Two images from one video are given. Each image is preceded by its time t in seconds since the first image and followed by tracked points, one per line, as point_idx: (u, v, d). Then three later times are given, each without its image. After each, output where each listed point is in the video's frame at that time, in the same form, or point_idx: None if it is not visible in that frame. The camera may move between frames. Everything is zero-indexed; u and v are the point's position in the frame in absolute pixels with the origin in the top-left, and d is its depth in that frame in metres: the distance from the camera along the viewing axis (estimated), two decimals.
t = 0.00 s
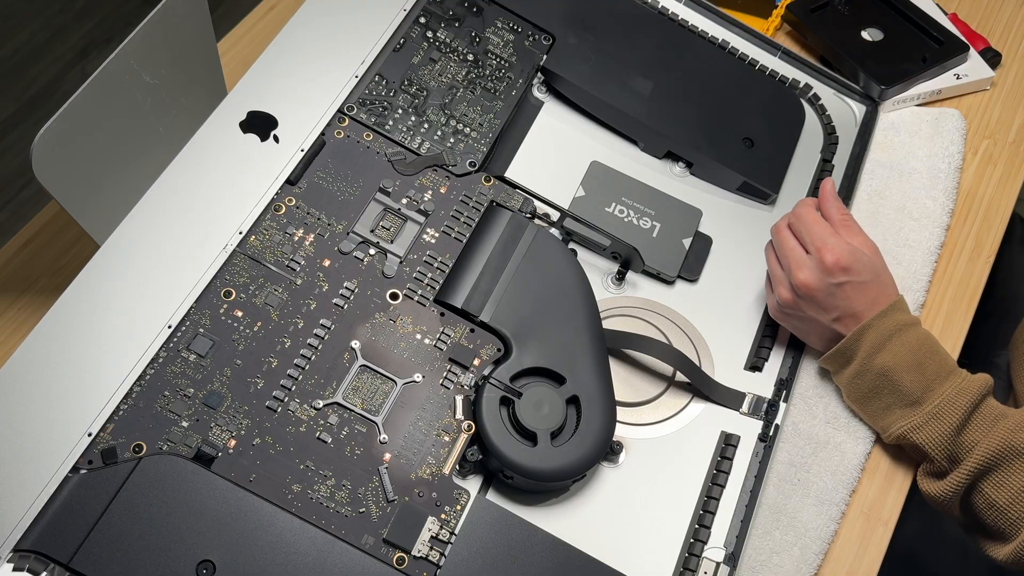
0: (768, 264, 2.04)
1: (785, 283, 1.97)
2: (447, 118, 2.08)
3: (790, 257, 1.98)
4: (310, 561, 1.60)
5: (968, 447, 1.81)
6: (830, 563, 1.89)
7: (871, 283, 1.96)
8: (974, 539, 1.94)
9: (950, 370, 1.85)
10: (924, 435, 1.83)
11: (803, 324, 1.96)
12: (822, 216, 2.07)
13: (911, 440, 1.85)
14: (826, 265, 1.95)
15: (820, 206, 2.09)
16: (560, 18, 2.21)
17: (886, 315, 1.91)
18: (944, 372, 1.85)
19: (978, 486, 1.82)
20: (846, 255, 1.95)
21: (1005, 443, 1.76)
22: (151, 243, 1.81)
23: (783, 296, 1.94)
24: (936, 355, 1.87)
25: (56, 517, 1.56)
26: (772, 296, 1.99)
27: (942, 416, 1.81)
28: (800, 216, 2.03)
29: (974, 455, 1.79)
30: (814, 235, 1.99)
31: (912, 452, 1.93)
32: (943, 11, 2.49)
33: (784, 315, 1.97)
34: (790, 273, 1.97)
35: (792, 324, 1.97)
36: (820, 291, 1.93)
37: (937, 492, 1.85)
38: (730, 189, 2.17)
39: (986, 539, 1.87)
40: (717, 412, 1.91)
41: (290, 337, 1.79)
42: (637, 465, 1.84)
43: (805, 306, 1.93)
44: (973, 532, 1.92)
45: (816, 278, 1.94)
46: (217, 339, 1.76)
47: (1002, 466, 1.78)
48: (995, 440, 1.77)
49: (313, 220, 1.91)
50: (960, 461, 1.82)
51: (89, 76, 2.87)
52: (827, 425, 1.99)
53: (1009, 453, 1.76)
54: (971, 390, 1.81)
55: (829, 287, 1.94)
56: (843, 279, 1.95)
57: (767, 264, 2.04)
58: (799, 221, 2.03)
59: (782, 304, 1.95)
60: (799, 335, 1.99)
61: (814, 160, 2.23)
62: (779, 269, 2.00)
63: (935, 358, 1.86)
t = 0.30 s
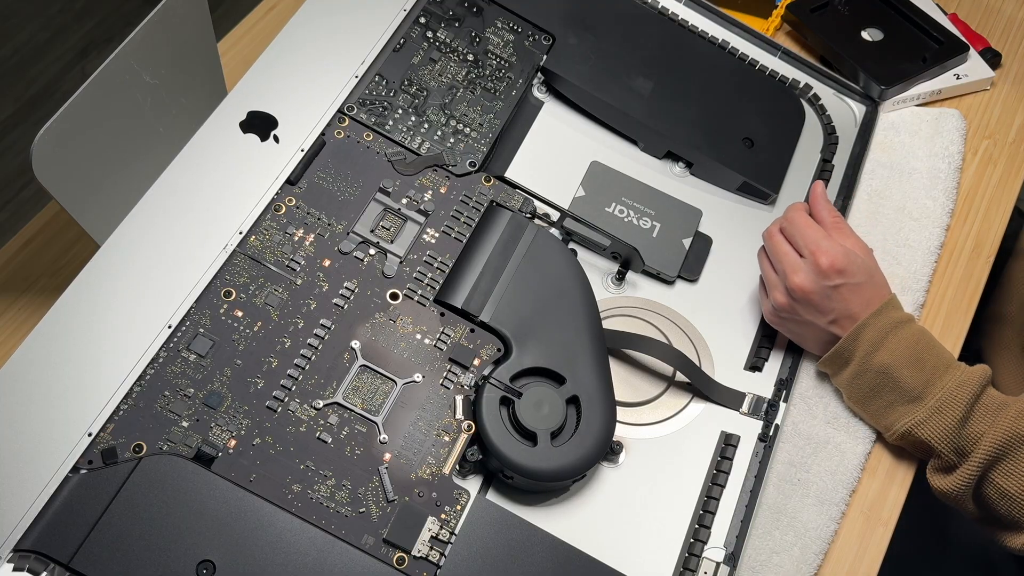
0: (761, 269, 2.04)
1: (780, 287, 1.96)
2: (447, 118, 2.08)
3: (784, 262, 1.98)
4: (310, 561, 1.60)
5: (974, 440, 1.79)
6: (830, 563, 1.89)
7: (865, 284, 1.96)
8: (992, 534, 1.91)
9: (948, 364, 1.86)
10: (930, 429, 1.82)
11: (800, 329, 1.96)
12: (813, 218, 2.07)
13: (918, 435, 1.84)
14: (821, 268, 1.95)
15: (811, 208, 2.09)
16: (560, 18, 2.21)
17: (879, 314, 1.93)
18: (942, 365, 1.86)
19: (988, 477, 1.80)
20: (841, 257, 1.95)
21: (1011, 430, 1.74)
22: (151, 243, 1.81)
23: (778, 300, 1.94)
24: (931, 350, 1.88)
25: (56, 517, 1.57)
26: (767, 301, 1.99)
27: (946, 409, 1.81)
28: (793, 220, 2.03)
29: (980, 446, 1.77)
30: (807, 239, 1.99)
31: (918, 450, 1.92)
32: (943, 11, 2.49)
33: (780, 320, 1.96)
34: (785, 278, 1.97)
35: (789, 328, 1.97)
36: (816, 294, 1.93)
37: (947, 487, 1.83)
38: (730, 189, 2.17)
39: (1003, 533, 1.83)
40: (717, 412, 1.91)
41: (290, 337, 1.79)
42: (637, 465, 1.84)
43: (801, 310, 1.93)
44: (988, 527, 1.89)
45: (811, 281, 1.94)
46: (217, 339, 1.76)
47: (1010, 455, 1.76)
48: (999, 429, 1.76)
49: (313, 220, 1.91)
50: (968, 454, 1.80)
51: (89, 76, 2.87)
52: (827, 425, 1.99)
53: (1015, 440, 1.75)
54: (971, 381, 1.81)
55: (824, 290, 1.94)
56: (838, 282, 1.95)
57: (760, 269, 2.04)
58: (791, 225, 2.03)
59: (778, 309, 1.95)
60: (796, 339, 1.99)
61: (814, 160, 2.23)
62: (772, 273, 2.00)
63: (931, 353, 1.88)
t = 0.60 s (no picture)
0: (765, 265, 2.04)
1: (783, 284, 1.96)
2: (447, 118, 2.08)
3: (788, 258, 1.98)
4: (310, 561, 1.60)
5: (966, 446, 1.81)
6: (830, 563, 1.89)
7: (869, 282, 1.96)
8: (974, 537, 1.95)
9: (950, 369, 1.86)
10: (926, 434, 1.83)
11: (802, 325, 1.96)
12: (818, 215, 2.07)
13: (914, 439, 1.85)
14: (825, 265, 1.95)
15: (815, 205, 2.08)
16: (560, 18, 2.21)
17: (883, 316, 1.92)
18: (944, 371, 1.86)
19: (977, 485, 1.82)
20: (845, 255, 1.95)
21: (1003, 443, 1.76)
22: (151, 243, 1.81)
23: (781, 297, 1.94)
24: (935, 354, 1.88)
25: (55, 517, 1.57)
26: (769, 297, 1.99)
27: (944, 415, 1.81)
28: (797, 216, 2.02)
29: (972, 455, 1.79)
30: (811, 236, 1.99)
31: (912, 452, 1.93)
32: (943, 11, 2.49)
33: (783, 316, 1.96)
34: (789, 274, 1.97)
35: (790, 324, 1.97)
36: (820, 292, 1.93)
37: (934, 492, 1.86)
38: (731, 189, 2.17)
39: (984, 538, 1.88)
40: (717, 412, 1.91)
41: (290, 337, 1.79)
42: (637, 465, 1.84)
43: (804, 307, 1.93)
44: (972, 531, 1.93)
45: (815, 279, 1.94)
46: (217, 339, 1.76)
47: (1000, 465, 1.78)
48: (992, 440, 1.77)
49: (313, 220, 1.91)
50: (960, 460, 1.82)
51: (89, 76, 2.87)
52: (827, 425, 1.99)
53: (1007, 452, 1.76)
54: (970, 389, 1.81)
55: (828, 287, 1.94)
56: (842, 279, 1.95)
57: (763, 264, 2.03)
58: (795, 221, 2.03)
59: (781, 305, 1.95)
60: (798, 336, 1.99)
61: (814, 160, 2.23)
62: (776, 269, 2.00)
63: (935, 356, 1.88)
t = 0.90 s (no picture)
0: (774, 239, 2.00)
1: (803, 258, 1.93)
2: (447, 118, 2.08)
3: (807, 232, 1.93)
4: (310, 561, 1.60)
5: (972, 445, 1.79)
6: (830, 563, 1.89)
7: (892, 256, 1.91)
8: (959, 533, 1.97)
9: (972, 368, 1.82)
10: (933, 429, 1.82)
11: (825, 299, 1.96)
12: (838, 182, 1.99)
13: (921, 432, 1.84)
14: (847, 241, 1.90)
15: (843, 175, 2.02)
16: (560, 18, 2.21)
17: (917, 303, 1.87)
18: (966, 369, 1.82)
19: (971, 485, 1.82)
20: (867, 229, 1.90)
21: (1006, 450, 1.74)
22: (151, 243, 1.81)
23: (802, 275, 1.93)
24: (960, 351, 1.83)
25: (55, 517, 1.56)
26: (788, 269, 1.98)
27: (955, 414, 1.79)
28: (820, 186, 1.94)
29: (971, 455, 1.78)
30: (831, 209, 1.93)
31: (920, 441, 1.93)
32: (943, 11, 2.49)
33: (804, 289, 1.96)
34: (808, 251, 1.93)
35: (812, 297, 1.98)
36: (841, 269, 1.90)
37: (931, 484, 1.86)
38: (731, 189, 2.17)
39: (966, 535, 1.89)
40: (717, 412, 1.91)
41: (290, 337, 1.79)
42: (637, 465, 1.84)
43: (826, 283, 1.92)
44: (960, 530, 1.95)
45: (836, 255, 1.90)
46: (217, 339, 1.76)
47: (999, 469, 1.76)
48: (994, 444, 1.75)
49: (313, 220, 1.91)
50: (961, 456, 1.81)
51: (89, 76, 2.87)
52: (827, 425, 1.99)
53: (1010, 458, 1.74)
54: (989, 392, 1.77)
55: (850, 264, 1.90)
56: (866, 254, 1.90)
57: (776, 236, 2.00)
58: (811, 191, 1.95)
59: (803, 281, 1.94)
60: (820, 307, 2.00)
61: (814, 160, 2.22)
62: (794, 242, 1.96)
63: (959, 353, 1.83)
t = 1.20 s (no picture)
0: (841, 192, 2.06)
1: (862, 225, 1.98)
2: (447, 118, 2.08)
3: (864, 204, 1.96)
4: (310, 561, 1.60)
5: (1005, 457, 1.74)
6: (830, 563, 1.86)
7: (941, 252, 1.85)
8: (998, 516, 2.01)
9: (1013, 384, 1.73)
10: (962, 435, 1.79)
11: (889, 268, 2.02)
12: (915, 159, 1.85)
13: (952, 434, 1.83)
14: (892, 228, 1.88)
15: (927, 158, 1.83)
16: (560, 18, 2.21)
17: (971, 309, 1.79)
18: (1008, 384, 1.73)
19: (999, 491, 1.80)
20: (914, 222, 1.85)
21: None
22: (151, 243, 1.81)
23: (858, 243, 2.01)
24: (1003, 364, 1.73)
25: (55, 517, 1.56)
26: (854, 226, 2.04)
27: (984, 427, 1.75)
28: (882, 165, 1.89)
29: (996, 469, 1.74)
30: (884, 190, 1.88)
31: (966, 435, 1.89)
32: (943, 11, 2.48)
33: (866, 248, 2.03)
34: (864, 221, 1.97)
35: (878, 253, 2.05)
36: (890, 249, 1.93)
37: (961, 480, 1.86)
38: (731, 189, 2.17)
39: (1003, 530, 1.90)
40: (717, 412, 1.91)
41: (290, 337, 1.79)
42: (637, 465, 1.84)
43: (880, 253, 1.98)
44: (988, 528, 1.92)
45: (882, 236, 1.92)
46: (217, 339, 1.76)
47: None
48: None
49: (313, 220, 1.91)
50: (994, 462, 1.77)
51: (89, 76, 2.86)
52: (827, 425, 2.01)
53: None
54: None
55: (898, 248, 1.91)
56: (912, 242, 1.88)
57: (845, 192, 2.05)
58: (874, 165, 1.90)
59: (862, 247, 2.01)
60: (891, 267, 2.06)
61: (814, 160, 2.22)
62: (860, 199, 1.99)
63: (1005, 368, 1.73)
